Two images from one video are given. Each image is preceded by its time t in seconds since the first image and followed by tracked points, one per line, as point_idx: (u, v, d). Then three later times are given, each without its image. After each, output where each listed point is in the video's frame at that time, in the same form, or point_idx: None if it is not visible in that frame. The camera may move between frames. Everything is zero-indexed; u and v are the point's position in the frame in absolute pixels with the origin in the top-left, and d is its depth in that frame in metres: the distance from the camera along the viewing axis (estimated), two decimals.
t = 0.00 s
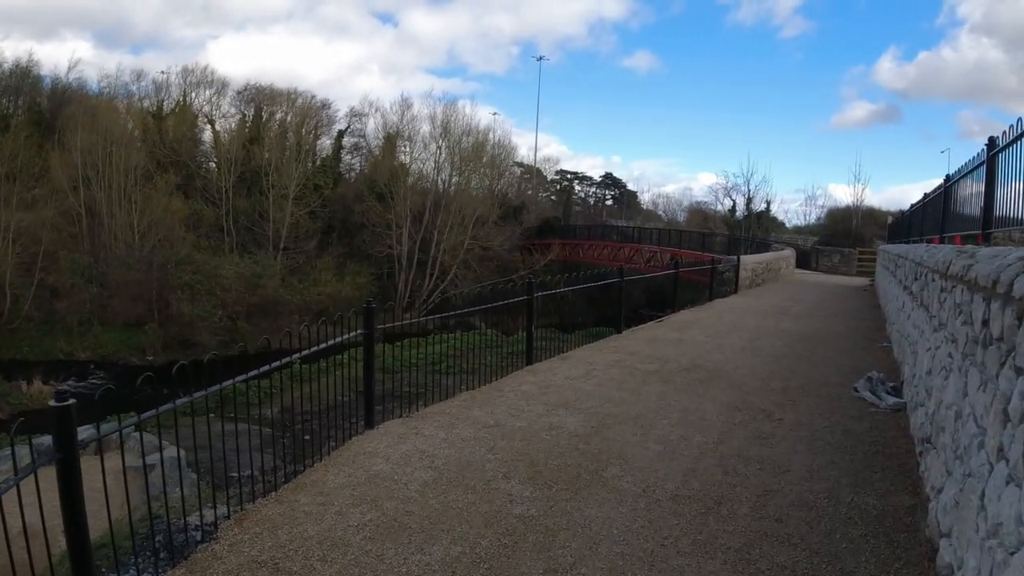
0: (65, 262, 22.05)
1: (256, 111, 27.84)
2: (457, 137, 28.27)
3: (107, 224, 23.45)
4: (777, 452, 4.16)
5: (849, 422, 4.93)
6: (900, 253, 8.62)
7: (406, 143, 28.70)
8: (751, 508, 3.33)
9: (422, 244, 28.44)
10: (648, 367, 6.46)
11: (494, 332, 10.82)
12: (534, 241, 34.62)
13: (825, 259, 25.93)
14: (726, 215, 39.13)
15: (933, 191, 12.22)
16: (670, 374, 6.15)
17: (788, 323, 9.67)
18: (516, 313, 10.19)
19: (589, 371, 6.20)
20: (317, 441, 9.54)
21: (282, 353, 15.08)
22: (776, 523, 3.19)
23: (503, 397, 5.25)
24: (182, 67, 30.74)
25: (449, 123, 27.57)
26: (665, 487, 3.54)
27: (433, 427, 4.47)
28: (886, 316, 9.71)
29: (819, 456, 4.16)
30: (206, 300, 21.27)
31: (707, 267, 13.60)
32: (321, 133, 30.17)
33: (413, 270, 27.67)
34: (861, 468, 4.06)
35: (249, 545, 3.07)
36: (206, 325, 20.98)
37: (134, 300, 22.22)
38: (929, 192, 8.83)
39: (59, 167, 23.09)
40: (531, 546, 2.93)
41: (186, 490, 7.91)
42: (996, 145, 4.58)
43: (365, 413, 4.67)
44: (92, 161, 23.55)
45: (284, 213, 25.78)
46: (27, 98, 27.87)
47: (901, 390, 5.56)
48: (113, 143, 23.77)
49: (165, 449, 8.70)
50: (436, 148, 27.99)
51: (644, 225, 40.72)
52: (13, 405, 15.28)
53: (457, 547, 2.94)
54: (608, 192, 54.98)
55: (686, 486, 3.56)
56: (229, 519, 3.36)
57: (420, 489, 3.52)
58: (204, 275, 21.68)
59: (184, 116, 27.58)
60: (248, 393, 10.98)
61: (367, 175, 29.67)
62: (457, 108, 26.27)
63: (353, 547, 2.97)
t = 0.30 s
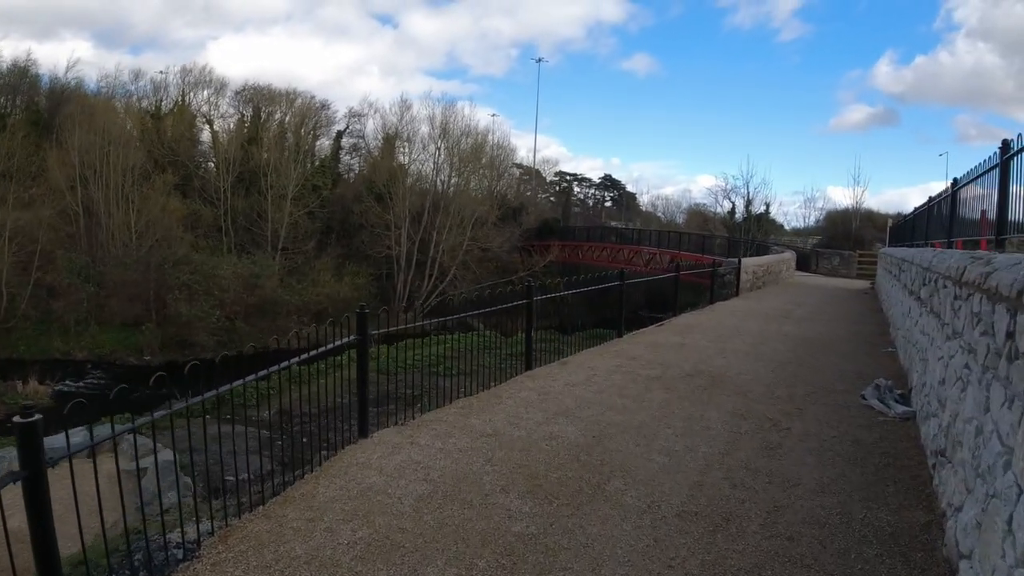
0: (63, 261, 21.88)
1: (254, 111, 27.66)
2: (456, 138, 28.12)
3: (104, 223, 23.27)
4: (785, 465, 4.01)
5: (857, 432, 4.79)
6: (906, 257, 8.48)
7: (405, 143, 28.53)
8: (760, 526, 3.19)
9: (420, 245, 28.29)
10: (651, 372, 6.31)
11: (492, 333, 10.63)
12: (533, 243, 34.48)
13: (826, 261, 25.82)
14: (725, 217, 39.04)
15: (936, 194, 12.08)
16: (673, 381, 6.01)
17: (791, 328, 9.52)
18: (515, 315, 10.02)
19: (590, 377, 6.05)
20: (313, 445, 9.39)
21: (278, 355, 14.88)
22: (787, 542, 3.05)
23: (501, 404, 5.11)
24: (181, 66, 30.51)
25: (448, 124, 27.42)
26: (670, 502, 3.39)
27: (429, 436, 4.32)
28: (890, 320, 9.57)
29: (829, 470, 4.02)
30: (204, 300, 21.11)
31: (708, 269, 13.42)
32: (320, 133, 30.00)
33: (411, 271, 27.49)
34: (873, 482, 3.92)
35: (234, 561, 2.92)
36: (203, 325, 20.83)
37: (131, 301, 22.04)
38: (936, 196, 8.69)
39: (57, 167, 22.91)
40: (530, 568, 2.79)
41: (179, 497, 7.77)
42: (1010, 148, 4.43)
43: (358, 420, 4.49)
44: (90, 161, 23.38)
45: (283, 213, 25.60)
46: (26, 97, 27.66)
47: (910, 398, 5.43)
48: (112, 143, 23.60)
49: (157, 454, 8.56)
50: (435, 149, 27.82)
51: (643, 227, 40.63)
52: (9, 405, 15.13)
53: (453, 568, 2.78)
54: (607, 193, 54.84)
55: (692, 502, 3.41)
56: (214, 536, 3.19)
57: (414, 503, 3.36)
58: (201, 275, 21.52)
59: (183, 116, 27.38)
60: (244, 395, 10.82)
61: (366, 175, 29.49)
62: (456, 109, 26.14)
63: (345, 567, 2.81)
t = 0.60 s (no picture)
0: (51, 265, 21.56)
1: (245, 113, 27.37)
2: (448, 139, 27.94)
3: (93, 226, 22.98)
4: (792, 474, 3.88)
5: (863, 438, 4.68)
6: (905, 258, 8.39)
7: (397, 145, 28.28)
8: (770, 540, 3.05)
9: (412, 247, 28.10)
10: (649, 377, 6.17)
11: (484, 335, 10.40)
12: (525, 245, 34.34)
13: (820, 262, 25.81)
14: (718, 218, 39.04)
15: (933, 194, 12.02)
16: (671, 385, 5.88)
17: (788, 330, 9.41)
18: (509, 318, 9.82)
19: (587, 382, 5.90)
20: (305, 451, 9.18)
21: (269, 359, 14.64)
22: (799, 557, 2.91)
23: (497, 412, 4.95)
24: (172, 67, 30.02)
25: (441, 126, 27.24)
26: (676, 516, 3.25)
27: (422, 447, 4.16)
28: (888, 322, 9.49)
29: (837, 479, 3.90)
30: (194, 304, 20.84)
31: (703, 271, 13.27)
32: (311, 135, 29.74)
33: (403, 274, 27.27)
34: (882, 491, 3.80)
35: None
36: (193, 329, 20.54)
37: (121, 305, 21.73)
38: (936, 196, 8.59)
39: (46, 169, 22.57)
40: None
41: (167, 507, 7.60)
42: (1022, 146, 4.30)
43: (348, 432, 4.28)
44: (79, 164, 23.04)
45: (274, 216, 25.32)
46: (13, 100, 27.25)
47: (915, 402, 5.34)
48: (102, 145, 23.27)
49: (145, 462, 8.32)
50: (427, 151, 27.61)
51: (636, 228, 40.59)
52: None
53: None
54: (599, 195, 54.80)
55: (698, 515, 3.27)
56: (195, 557, 3.00)
57: (407, 519, 3.20)
58: (191, 278, 21.23)
59: (173, 118, 27.01)
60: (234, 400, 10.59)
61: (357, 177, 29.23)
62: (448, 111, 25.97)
63: None
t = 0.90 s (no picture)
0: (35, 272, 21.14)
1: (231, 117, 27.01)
2: (437, 142, 27.74)
3: (78, 233, 22.56)
4: (800, 484, 3.75)
5: (868, 444, 4.58)
6: (902, 256, 8.30)
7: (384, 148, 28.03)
8: (783, 555, 2.91)
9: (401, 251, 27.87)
10: (645, 382, 6.02)
11: (475, 339, 10.16)
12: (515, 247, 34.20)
13: (809, 262, 25.87)
14: (707, 219, 39.11)
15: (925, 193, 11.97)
16: (668, 391, 5.73)
17: (782, 332, 9.31)
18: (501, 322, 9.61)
19: (583, 389, 5.74)
20: (294, 460, 8.94)
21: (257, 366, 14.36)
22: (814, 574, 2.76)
23: (491, 421, 4.79)
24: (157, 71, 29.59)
25: (428, 128, 27.05)
26: (683, 531, 3.10)
27: (414, 460, 3.98)
28: (884, 321, 9.41)
29: (847, 489, 3.77)
30: (180, 311, 20.46)
31: (695, 272, 13.13)
32: (298, 139, 29.43)
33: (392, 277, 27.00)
34: (893, 500, 3.67)
35: None
36: (180, 336, 20.11)
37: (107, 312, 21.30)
38: (933, 195, 8.51)
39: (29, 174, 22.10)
40: None
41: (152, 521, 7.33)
42: None
43: (336, 447, 4.09)
44: (64, 169, 22.60)
45: (261, 221, 24.98)
46: None
47: (918, 404, 5.26)
48: (87, 151, 22.85)
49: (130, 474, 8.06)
50: (415, 154, 27.40)
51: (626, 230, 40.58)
52: None
53: None
54: (588, 197, 54.81)
55: (707, 529, 3.12)
56: None
57: (400, 541, 3.02)
58: (177, 284, 20.87)
59: (158, 122, 26.59)
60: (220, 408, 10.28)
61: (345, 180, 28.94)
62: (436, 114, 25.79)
63: None
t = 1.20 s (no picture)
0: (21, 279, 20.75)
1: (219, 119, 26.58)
2: (427, 143, 27.51)
3: (65, 239, 22.18)
4: (813, 495, 3.57)
5: (878, 448, 4.41)
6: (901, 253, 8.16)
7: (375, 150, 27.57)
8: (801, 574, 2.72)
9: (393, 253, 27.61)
10: (645, 387, 5.84)
11: (469, 342, 9.93)
12: (507, 248, 34.02)
13: (803, 259, 25.81)
14: (699, 217, 39.09)
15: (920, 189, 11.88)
16: (669, 395, 5.54)
17: (782, 331, 9.16)
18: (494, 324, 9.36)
19: (580, 395, 5.54)
20: (285, 468, 8.66)
21: (247, 374, 14.08)
22: None
23: (486, 429, 4.60)
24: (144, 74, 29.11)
25: (419, 129, 26.82)
26: (693, 548, 2.91)
27: (405, 475, 3.77)
28: (884, 319, 9.27)
29: (861, 499, 3.59)
30: (169, 316, 20.11)
31: (690, 271, 12.94)
32: (288, 141, 29.12)
33: (384, 280, 26.72)
34: (909, 509, 3.49)
35: None
36: (169, 342, 19.73)
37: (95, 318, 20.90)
38: (932, 191, 8.37)
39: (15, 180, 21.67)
40: None
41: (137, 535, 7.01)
42: None
43: (322, 462, 3.87)
44: (50, 174, 22.21)
45: (251, 223, 24.62)
46: None
47: (927, 405, 5.11)
48: (74, 156, 22.50)
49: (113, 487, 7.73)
50: (406, 155, 27.16)
51: (618, 229, 40.50)
52: None
53: None
54: (580, 197, 54.67)
55: (717, 546, 2.93)
56: None
57: (391, 564, 2.82)
58: (166, 290, 20.52)
59: (146, 126, 26.17)
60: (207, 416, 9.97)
61: (335, 182, 28.63)
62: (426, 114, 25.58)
63: None
